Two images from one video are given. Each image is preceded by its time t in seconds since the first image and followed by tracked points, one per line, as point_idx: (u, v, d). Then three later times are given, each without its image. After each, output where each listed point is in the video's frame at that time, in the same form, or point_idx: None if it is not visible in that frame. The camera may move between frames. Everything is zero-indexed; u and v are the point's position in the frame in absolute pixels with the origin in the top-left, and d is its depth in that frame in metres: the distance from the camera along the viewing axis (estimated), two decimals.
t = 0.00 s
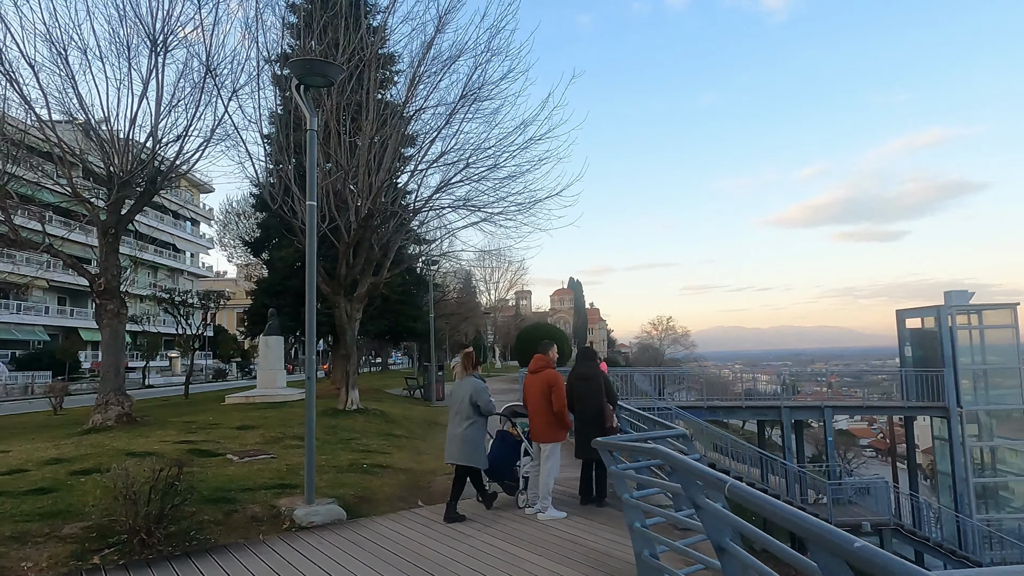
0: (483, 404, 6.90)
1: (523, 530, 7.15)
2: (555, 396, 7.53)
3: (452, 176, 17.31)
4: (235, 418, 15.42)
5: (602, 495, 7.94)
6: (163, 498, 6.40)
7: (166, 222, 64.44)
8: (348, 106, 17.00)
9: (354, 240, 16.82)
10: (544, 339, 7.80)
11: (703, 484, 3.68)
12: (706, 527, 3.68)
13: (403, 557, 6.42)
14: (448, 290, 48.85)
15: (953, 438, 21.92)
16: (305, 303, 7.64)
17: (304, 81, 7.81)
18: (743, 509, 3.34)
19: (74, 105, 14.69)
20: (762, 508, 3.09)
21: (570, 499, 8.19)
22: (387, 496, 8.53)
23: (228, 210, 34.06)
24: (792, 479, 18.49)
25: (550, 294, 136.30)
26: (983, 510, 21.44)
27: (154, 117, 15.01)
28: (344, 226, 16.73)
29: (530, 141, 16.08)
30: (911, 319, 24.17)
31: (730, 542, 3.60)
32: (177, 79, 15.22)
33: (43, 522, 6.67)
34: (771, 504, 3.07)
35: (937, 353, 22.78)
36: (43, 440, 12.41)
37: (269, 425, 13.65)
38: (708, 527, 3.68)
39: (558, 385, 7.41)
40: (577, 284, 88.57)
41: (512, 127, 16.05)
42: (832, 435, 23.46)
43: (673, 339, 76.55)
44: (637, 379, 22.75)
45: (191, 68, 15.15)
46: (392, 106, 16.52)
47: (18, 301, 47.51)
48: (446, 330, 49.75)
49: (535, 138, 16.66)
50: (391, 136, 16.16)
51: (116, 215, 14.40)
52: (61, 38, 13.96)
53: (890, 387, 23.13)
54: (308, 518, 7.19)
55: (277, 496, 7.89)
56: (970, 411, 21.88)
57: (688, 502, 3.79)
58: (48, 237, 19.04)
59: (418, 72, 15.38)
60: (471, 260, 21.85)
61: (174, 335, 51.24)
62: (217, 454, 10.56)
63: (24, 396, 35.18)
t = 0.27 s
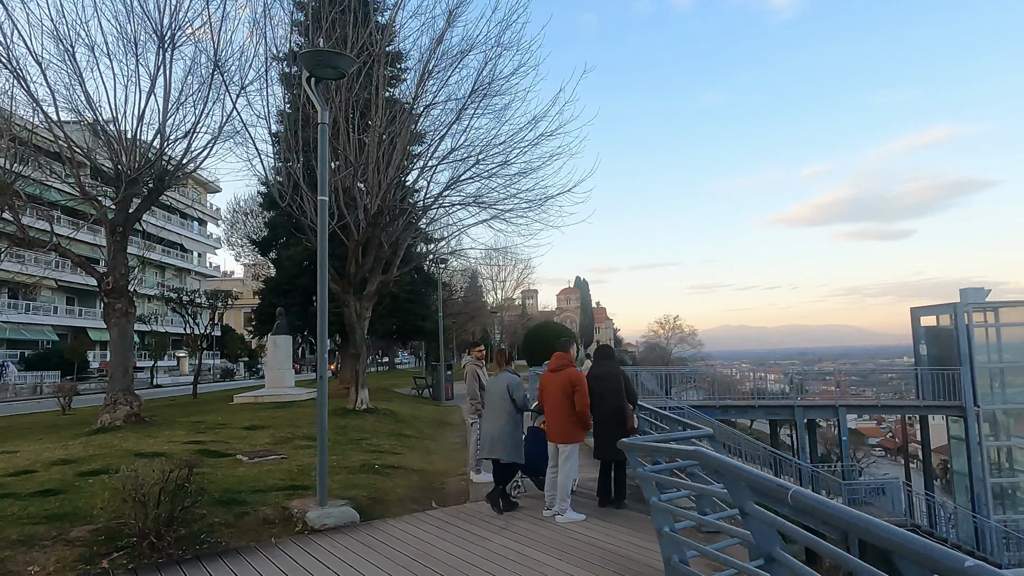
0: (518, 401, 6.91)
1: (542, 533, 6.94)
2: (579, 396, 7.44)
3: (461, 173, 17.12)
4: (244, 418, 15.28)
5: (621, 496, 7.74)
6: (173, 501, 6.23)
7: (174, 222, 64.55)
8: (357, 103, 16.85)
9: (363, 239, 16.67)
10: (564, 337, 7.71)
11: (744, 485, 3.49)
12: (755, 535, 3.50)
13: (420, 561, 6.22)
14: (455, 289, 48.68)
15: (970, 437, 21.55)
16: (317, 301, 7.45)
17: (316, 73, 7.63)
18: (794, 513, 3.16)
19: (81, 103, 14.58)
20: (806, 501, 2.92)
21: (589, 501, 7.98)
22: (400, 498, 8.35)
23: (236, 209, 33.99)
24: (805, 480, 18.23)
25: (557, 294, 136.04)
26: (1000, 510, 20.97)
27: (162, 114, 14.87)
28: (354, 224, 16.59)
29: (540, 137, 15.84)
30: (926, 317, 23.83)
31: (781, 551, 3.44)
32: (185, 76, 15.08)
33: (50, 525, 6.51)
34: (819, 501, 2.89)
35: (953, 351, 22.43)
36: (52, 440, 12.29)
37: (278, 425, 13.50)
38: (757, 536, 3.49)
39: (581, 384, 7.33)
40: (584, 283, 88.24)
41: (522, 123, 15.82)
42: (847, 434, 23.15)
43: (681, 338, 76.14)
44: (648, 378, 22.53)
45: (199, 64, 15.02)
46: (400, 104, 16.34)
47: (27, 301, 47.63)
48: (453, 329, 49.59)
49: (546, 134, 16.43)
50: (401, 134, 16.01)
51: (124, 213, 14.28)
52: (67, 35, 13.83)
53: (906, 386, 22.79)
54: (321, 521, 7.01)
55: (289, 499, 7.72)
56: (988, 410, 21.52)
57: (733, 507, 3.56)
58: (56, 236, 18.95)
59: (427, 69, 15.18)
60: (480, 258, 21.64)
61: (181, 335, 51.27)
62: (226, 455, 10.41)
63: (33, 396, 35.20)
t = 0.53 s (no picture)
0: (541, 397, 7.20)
1: (556, 536, 6.68)
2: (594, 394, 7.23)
3: (467, 170, 16.88)
4: (247, 418, 15.04)
5: (636, 497, 7.47)
6: (174, 502, 5.99)
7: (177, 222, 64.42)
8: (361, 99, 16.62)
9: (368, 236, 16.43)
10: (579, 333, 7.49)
11: (806, 486, 3.41)
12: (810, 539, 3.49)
13: (429, 564, 5.97)
14: (458, 289, 48.46)
15: (983, 438, 21.30)
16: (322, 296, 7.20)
17: (321, 61, 7.40)
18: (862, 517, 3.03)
19: (82, 98, 14.37)
20: (880, 501, 2.84)
21: (603, 502, 7.73)
22: (408, 499, 8.10)
23: (238, 208, 33.78)
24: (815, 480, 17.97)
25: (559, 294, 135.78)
26: (1014, 511, 20.79)
27: (164, 109, 14.64)
28: (359, 221, 16.36)
29: (548, 132, 15.58)
30: (937, 315, 23.56)
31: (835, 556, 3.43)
32: (187, 70, 14.86)
33: (46, 527, 6.28)
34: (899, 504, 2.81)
35: (965, 350, 22.17)
36: (52, 440, 12.06)
37: (282, 425, 13.26)
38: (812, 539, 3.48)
39: (598, 381, 7.11)
40: (587, 282, 87.68)
41: (530, 118, 15.59)
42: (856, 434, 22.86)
43: (685, 338, 75.84)
44: (656, 377, 22.28)
45: (202, 59, 14.81)
46: (405, 102, 16.12)
47: (29, 302, 47.48)
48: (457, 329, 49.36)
49: (553, 129, 16.21)
50: (407, 132, 15.79)
51: (126, 210, 14.06)
52: (67, 28, 13.61)
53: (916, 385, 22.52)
54: (327, 523, 6.77)
55: (294, 499, 7.48)
56: (1001, 409, 21.27)
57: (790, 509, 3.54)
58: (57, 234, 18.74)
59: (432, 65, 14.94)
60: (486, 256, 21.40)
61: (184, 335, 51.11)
62: (229, 455, 10.16)
63: (34, 396, 34.99)
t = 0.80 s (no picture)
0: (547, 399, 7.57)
1: (566, 547, 6.38)
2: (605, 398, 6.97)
3: (470, 169, 16.62)
4: (245, 421, 14.77)
5: (648, 506, 7.23)
6: (167, 513, 5.72)
7: (176, 223, 64.17)
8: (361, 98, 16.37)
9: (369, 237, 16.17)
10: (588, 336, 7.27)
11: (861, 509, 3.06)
12: (866, 564, 3.14)
13: None
14: (459, 290, 48.21)
15: (992, 441, 21.07)
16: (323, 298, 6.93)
17: (323, 54, 7.15)
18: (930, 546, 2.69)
19: (78, 96, 14.12)
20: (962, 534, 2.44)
21: (615, 512, 7.46)
22: (412, 508, 7.83)
23: (237, 209, 33.54)
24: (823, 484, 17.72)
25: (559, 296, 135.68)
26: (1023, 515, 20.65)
27: (161, 107, 14.38)
28: (360, 221, 16.09)
29: (552, 130, 15.33)
30: (944, 317, 23.37)
31: None
32: (185, 67, 14.62)
33: (34, 540, 6.00)
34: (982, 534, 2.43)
35: (972, 352, 21.96)
36: (45, 445, 11.78)
37: (281, 429, 12.99)
38: (867, 564, 3.14)
39: (609, 386, 6.88)
40: (588, 283, 87.56)
41: (534, 116, 15.34)
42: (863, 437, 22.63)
43: (686, 339, 75.64)
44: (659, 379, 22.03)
45: (200, 56, 14.56)
46: (406, 101, 15.86)
47: (27, 304, 47.22)
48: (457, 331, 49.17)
49: (557, 128, 15.96)
50: (408, 131, 15.54)
51: (122, 209, 13.79)
52: (63, 24, 13.34)
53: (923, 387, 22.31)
54: (328, 533, 6.51)
55: (293, 509, 7.21)
56: (1010, 412, 21.05)
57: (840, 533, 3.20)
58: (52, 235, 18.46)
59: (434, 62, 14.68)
60: (488, 257, 21.14)
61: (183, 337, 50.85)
62: (227, 461, 9.88)
63: (32, 399, 34.71)
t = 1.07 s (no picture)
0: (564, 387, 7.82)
1: (573, 554, 6.14)
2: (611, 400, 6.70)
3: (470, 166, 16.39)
4: (241, 421, 14.52)
5: (657, 512, 6.99)
6: (157, 517, 5.47)
7: (173, 221, 63.88)
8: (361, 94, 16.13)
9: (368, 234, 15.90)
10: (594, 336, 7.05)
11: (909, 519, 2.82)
12: None
13: None
14: (458, 289, 47.99)
15: (996, 444, 20.89)
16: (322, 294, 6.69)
17: (323, 41, 6.91)
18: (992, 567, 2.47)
19: (72, 89, 13.89)
20: None
21: (621, 516, 7.24)
22: (412, 511, 7.58)
23: (235, 207, 33.28)
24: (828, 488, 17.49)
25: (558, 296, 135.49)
26: None
27: (157, 101, 14.13)
28: (358, 218, 15.84)
29: (554, 126, 15.09)
30: (948, 318, 23.20)
31: None
32: (182, 61, 14.37)
33: (18, 544, 5.75)
34: None
35: (976, 354, 21.78)
36: (35, 444, 11.53)
37: (278, 429, 12.74)
38: None
39: (616, 386, 6.64)
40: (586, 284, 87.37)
41: (536, 112, 15.12)
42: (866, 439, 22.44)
43: (685, 340, 75.48)
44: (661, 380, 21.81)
45: (197, 49, 14.33)
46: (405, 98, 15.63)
47: (22, 301, 46.88)
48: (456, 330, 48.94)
49: (559, 124, 15.73)
50: (409, 127, 15.29)
51: (116, 204, 13.53)
52: (56, 15, 13.08)
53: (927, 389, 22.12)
54: (325, 538, 6.26)
55: (289, 512, 6.97)
56: (1015, 415, 20.87)
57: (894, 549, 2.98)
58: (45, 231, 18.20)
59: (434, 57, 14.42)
60: (488, 256, 20.89)
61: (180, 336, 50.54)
62: (222, 462, 9.63)
63: (26, 397, 34.38)
